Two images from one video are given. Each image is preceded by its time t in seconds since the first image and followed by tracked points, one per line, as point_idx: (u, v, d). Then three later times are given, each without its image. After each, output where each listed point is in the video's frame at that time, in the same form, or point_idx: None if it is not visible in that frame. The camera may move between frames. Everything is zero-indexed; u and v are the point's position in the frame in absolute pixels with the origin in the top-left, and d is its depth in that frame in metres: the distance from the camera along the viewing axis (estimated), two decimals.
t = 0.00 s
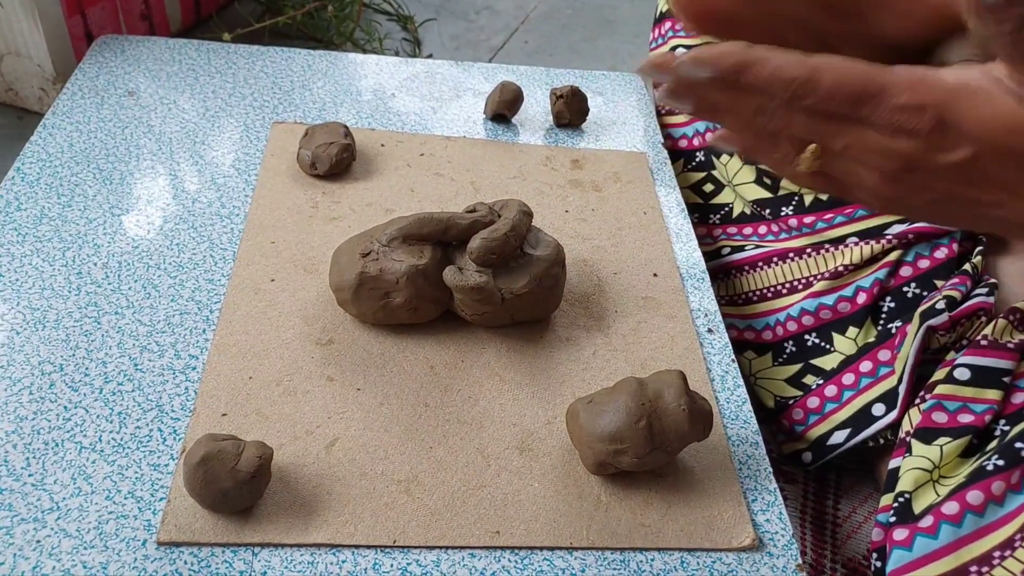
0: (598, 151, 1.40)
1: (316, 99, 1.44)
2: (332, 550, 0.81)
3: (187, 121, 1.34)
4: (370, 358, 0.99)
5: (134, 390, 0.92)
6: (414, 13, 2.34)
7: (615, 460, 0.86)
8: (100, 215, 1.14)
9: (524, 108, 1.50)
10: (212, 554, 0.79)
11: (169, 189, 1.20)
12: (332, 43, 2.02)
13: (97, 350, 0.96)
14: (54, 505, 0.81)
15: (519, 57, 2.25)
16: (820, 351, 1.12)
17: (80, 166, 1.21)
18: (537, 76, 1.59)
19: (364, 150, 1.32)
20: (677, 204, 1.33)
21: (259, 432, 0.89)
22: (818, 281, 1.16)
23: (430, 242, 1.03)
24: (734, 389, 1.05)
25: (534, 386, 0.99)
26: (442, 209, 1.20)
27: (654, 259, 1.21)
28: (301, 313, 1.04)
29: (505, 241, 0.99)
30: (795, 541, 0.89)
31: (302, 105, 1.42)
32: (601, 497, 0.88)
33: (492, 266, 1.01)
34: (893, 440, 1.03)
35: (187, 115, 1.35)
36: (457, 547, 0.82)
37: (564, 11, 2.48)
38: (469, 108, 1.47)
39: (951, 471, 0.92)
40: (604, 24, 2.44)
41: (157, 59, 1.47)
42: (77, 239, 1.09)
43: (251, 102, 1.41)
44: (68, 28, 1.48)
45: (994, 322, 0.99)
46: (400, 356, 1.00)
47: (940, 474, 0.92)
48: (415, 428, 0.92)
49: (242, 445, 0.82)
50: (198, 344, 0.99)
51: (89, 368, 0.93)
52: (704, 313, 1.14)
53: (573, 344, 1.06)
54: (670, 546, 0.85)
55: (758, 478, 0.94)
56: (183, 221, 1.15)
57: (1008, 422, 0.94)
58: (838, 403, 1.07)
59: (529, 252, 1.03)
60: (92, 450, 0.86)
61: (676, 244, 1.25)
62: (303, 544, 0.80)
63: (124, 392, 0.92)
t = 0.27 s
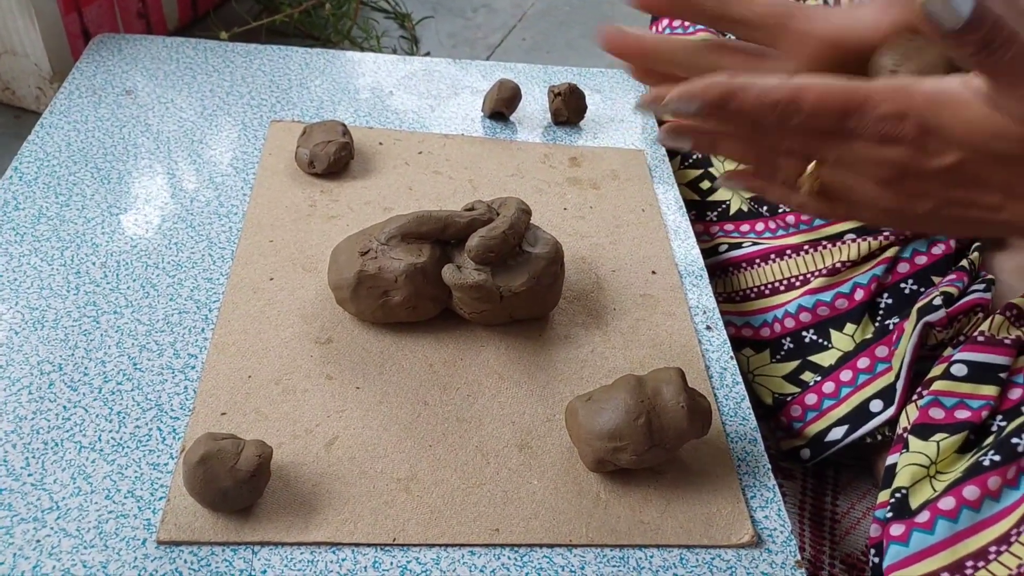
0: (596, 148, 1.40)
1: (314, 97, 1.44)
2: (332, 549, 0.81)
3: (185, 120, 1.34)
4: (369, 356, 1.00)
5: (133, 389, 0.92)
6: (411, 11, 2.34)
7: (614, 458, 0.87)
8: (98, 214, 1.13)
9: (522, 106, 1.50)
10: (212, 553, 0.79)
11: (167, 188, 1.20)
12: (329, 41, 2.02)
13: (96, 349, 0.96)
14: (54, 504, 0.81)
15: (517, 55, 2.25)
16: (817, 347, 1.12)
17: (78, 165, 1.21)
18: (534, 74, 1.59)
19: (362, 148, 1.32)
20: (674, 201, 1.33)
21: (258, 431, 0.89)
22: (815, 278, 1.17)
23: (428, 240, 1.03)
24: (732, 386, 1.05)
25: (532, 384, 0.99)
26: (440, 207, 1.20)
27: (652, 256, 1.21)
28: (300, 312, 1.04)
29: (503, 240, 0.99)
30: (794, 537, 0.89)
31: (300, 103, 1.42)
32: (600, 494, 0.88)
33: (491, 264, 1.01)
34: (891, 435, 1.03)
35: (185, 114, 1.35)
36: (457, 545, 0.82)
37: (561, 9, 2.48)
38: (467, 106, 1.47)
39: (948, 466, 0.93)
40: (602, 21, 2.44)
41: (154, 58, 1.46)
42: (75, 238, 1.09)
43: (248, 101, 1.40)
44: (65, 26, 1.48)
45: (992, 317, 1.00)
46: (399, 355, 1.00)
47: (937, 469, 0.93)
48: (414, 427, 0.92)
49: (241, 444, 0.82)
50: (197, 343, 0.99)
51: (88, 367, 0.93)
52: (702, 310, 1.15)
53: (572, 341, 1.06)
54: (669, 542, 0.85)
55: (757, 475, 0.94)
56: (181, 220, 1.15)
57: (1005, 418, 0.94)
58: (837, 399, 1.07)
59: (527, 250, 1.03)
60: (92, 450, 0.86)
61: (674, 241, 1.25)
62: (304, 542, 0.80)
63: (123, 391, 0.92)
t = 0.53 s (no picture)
0: (589, 144, 1.40)
1: (304, 94, 1.43)
2: (326, 549, 0.81)
3: (174, 117, 1.32)
4: (362, 355, 0.99)
5: (124, 390, 0.92)
6: (402, 5, 2.33)
7: (608, 456, 0.87)
8: (88, 213, 1.12)
9: (514, 102, 1.49)
10: (206, 555, 0.79)
11: (157, 186, 1.19)
12: (320, 36, 2.01)
13: (86, 350, 0.95)
14: (45, 507, 0.80)
15: (508, 50, 2.24)
16: (811, 343, 1.13)
17: (66, 164, 1.20)
18: (526, 70, 1.58)
19: (354, 145, 1.31)
20: (667, 197, 1.33)
21: (251, 431, 0.89)
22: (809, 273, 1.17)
23: (420, 238, 1.03)
24: (726, 383, 1.05)
25: (526, 382, 0.99)
26: (433, 204, 1.19)
27: (645, 252, 1.21)
28: (292, 311, 1.03)
29: (496, 237, 0.99)
30: (788, 533, 0.90)
31: (291, 100, 1.41)
32: (594, 492, 0.88)
33: (483, 262, 1.00)
34: (884, 432, 1.04)
35: (174, 111, 1.34)
36: (451, 544, 0.82)
37: (553, 3, 2.47)
38: (459, 102, 1.47)
39: (942, 462, 0.93)
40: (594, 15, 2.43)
41: (143, 54, 1.45)
42: (64, 237, 1.08)
43: (238, 97, 1.39)
44: (52, 22, 1.47)
45: (984, 313, 1.00)
46: (392, 354, 1.00)
47: (930, 465, 0.93)
48: (408, 426, 0.92)
49: (234, 445, 0.82)
50: (189, 344, 0.98)
51: (79, 368, 0.93)
52: (695, 307, 1.15)
53: (565, 339, 1.06)
54: (664, 540, 0.85)
55: (750, 472, 0.95)
56: (171, 219, 1.14)
57: (998, 413, 0.94)
58: (830, 394, 1.07)
59: (520, 247, 1.03)
60: (83, 451, 0.85)
61: (667, 237, 1.25)
62: (297, 543, 0.80)
63: (114, 392, 0.91)
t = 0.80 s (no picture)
0: (596, 138, 1.40)
1: (312, 88, 1.43)
2: (333, 540, 0.81)
3: (183, 111, 1.33)
4: (370, 348, 0.99)
5: (133, 381, 0.92)
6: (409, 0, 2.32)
7: (615, 448, 0.87)
8: (97, 207, 1.13)
9: (521, 96, 1.49)
10: (214, 545, 0.79)
11: (165, 180, 1.20)
12: (328, 31, 2.01)
13: (96, 342, 0.96)
14: (55, 497, 0.81)
15: (515, 44, 2.24)
16: (819, 336, 1.12)
17: (76, 158, 1.21)
18: (533, 64, 1.58)
19: (361, 139, 1.31)
20: (675, 190, 1.33)
21: (259, 423, 0.89)
22: (816, 266, 1.16)
23: (427, 231, 1.03)
24: (733, 375, 1.05)
25: (533, 374, 0.99)
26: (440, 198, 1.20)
27: (652, 246, 1.20)
28: (300, 303, 1.04)
29: (502, 230, 0.99)
30: (795, 526, 0.89)
31: (298, 94, 1.42)
32: (601, 484, 0.89)
33: (490, 255, 1.00)
34: (892, 424, 1.04)
35: (182, 106, 1.34)
36: (458, 535, 0.82)
37: None
38: (466, 96, 1.47)
39: (950, 455, 0.93)
40: (601, 10, 2.43)
41: (152, 49, 1.46)
42: (74, 231, 1.09)
43: (246, 92, 1.40)
44: (62, 18, 1.47)
45: (994, 307, 1.00)
46: (400, 346, 1.00)
47: (938, 458, 0.93)
48: (414, 418, 0.92)
49: (241, 436, 0.82)
50: (197, 336, 0.99)
51: (88, 360, 0.93)
52: (703, 300, 1.14)
53: (572, 331, 1.06)
54: (670, 532, 0.85)
55: (757, 464, 0.95)
56: (180, 212, 1.15)
57: (1007, 406, 0.93)
58: (838, 387, 1.07)
59: (527, 241, 1.03)
60: (93, 442, 0.86)
61: (675, 231, 1.25)
62: (305, 534, 0.81)
63: (124, 384, 0.92)
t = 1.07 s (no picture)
0: (595, 134, 1.39)
1: (310, 82, 1.43)
2: (329, 535, 0.81)
3: (180, 104, 1.32)
4: (367, 343, 0.99)
5: (129, 375, 0.92)
6: None
7: (612, 444, 0.86)
8: (93, 200, 1.13)
9: (520, 91, 1.48)
10: (209, 539, 0.79)
11: (162, 173, 1.19)
12: (326, 25, 2.00)
13: (92, 335, 0.95)
14: (50, 491, 0.80)
15: (514, 40, 2.23)
16: (813, 336, 1.12)
17: (73, 150, 1.20)
18: (532, 58, 1.57)
19: (359, 133, 1.31)
20: (673, 186, 1.32)
21: (255, 417, 0.89)
22: (811, 266, 1.15)
23: (425, 226, 1.03)
24: (730, 372, 1.05)
25: (530, 370, 0.99)
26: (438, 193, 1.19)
27: (650, 242, 1.20)
28: (296, 298, 1.03)
29: (500, 226, 0.99)
30: (791, 523, 0.89)
31: (296, 88, 1.41)
32: (597, 480, 0.88)
33: (488, 250, 1.00)
34: (887, 423, 1.05)
35: (180, 99, 1.33)
36: (454, 530, 0.82)
37: None
38: (464, 91, 1.46)
39: (945, 453, 0.93)
40: (601, 5, 2.42)
41: (149, 41, 1.45)
42: (70, 224, 1.09)
43: (244, 85, 1.39)
44: (59, 10, 1.47)
45: (989, 305, 0.99)
46: (397, 341, 1.00)
47: (934, 456, 0.93)
48: (411, 413, 0.92)
49: (237, 430, 0.82)
50: (193, 330, 0.98)
51: (84, 354, 0.93)
52: (701, 296, 1.14)
53: (569, 327, 1.05)
54: (666, 528, 0.85)
55: (754, 461, 0.94)
56: (176, 206, 1.14)
57: (1003, 405, 0.93)
58: (832, 386, 1.07)
59: (524, 236, 1.03)
60: (88, 436, 0.85)
61: (673, 227, 1.24)
62: (300, 528, 0.80)
63: (119, 377, 0.91)
